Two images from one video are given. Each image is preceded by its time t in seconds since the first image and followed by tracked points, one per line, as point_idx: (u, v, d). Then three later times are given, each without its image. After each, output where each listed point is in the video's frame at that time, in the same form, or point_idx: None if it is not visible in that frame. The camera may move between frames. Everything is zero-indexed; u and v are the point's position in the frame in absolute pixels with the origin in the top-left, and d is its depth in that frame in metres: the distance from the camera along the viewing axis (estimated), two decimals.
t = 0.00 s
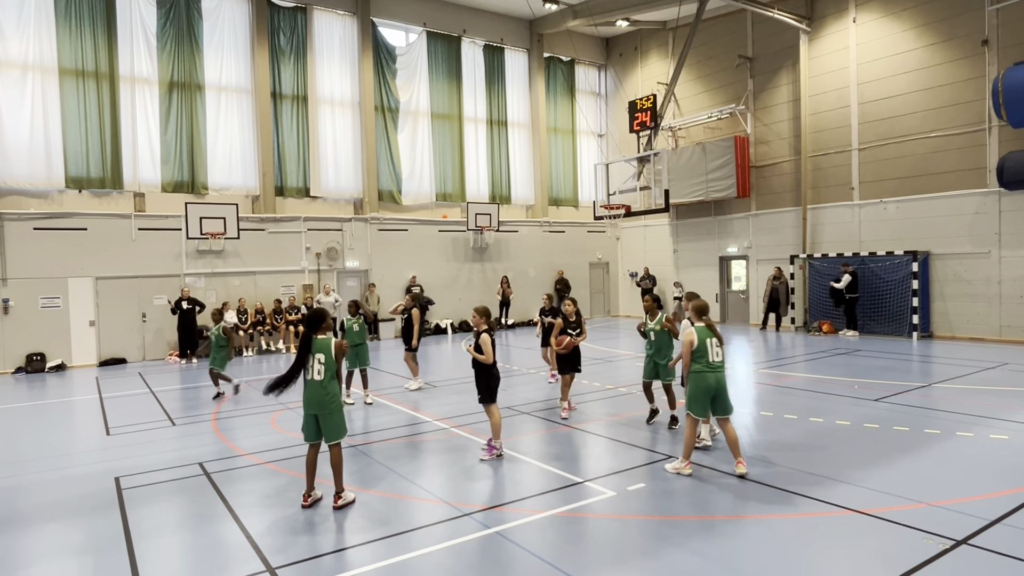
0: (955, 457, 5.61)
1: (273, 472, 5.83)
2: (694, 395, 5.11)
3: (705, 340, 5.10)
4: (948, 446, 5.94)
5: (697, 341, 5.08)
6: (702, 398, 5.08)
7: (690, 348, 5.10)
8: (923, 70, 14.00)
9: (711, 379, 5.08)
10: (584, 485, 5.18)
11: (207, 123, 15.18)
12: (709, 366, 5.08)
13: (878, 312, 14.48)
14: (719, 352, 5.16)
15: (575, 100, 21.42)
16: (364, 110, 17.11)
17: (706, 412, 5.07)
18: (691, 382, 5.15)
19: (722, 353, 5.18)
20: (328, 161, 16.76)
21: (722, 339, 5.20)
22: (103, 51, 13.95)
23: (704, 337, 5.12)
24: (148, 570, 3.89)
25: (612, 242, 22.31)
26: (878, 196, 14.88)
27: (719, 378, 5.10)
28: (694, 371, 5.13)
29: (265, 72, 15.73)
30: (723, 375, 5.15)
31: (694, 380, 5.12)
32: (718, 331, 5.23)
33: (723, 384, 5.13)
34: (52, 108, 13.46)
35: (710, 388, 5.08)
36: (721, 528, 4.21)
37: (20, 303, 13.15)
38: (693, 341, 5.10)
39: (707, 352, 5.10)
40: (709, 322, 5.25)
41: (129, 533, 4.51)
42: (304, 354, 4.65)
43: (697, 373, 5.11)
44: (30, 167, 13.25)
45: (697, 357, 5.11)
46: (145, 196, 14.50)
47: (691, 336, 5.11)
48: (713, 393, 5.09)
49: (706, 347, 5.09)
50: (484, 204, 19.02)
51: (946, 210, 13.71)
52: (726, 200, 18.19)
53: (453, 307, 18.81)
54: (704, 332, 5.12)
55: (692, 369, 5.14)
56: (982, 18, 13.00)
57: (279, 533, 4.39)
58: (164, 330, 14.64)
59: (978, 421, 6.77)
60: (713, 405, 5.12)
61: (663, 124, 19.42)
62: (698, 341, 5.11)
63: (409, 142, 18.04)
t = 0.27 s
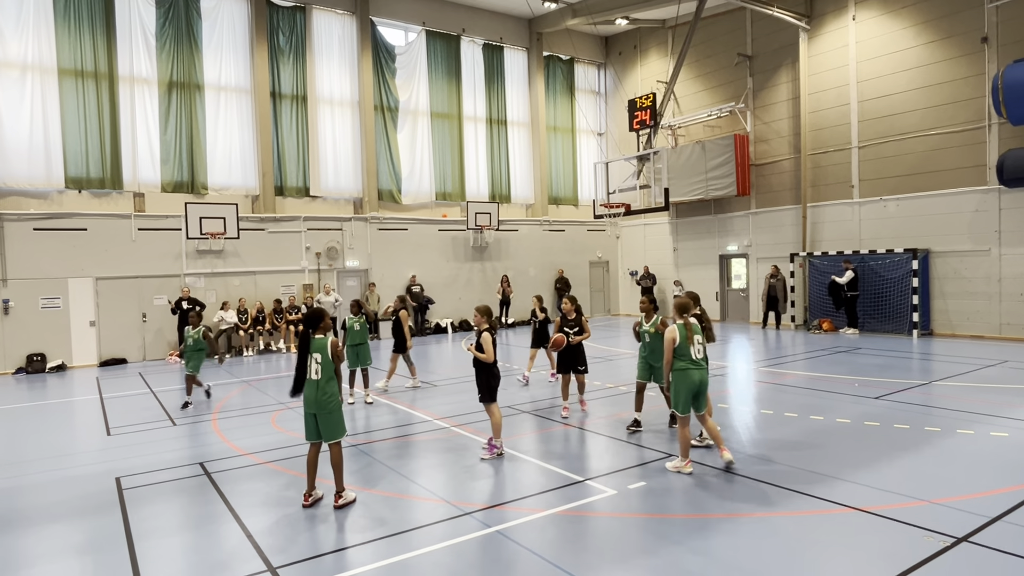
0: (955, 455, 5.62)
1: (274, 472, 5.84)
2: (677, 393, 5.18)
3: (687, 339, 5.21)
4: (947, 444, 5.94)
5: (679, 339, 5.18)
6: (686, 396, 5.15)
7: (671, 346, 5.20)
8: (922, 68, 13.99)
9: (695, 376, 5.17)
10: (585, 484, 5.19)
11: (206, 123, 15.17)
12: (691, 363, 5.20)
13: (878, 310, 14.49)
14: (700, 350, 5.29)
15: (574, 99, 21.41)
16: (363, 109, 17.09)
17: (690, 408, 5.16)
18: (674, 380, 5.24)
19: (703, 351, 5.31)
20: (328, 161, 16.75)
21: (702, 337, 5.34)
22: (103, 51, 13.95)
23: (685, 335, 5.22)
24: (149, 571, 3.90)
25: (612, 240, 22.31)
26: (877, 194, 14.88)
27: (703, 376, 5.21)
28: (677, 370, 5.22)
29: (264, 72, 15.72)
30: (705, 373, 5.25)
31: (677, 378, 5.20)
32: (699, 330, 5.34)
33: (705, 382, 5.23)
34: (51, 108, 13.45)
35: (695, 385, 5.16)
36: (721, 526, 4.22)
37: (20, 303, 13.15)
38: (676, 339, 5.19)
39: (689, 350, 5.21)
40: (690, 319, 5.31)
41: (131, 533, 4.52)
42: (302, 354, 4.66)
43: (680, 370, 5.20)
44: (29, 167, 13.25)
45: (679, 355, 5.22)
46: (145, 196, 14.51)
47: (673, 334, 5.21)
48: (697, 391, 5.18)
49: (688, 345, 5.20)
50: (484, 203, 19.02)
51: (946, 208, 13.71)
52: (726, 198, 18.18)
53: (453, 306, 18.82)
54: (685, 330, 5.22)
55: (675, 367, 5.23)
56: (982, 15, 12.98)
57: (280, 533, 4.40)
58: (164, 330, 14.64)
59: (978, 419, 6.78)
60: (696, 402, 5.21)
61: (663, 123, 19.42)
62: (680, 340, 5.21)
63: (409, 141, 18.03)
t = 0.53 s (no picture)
0: (954, 452, 5.62)
1: (274, 471, 5.84)
2: (670, 391, 5.21)
3: (679, 337, 5.23)
4: (947, 441, 5.95)
5: (672, 337, 5.19)
6: (679, 394, 5.19)
7: (663, 345, 5.18)
8: (921, 65, 13.99)
9: (686, 374, 5.22)
10: (585, 482, 5.19)
11: (205, 123, 15.17)
12: (682, 361, 5.24)
13: (878, 307, 14.49)
14: (690, 347, 5.33)
15: (574, 97, 21.40)
16: (363, 108, 17.08)
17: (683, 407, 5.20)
18: (666, 378, 5.27)
19: (693, 349, 5.37)
20: (327, 160, 16.73)
21: (690, 335, 5.39)
22: (101, 51, 13.93)
23: (677, 333, 5.23)
24: (149, 570, 3.90)
25: (612, 238, 22.31)
26: (877, 191, 14.88)
27: (693, 373, 5.27)
28: (669, 368, 5.23)
29: (263, 71, 15.70)
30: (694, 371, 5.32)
31: (669, 376, 5.23)
32: (688, 327, 5.38)
33: (695, 379, 5.29)
34: (50, 108, 13.44)
35: (686, 383, 5.21)
36: (721, 524, 4.22)
37: (20, 304, 13.15)
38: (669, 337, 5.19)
39: (680, 348, 5.24)
40: (680, 316, 5.32)
41: (131, 533, 4.52)
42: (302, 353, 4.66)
43: (672, 368, 5.23)
44: (28, 168, 13.23)
45: (671, 354, 5.23)
46: (144, 196, 14.51)
47: (666, 332, 5.19)
48: (688, 389, 5.25)
49: (680, 342, 5.23)
50: (483, 202, 19.01)
51: (945, 205, 13.71)
52: (726, 196, 18.17)
53: (453, 305, 18.82)
54: (677, 328, 5.23)
55: (667, 366, 5.25)
56: (981, 12, 12.97)
57: (280, 532, 4.41)
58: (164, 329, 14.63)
59: (977, 416, 6.79)
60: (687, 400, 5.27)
61: (662, 121, 19.41)
62: (673, 338, 5.21)
63: (408, 140, 18.03)
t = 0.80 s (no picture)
0: (955, 448, 5.62)
1: (275, 470, 5.85)
2: (664, 388, 5.22)
3: (675, 334, 5.24)
4: (947, 437, 5.95)
5: (669, 335, 5.20)
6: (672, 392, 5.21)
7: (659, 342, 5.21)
8: (920, 62, 13.99)
9: (680, 372, 5.23)
10: (585, 479, 5.20)
11: (204, 122, 15.15)
12: (677, 359, 5.25)
13: (878, 304, 14.50)
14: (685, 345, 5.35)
15: (573, 94, 21.38)
16: (362, 107, 17.07)
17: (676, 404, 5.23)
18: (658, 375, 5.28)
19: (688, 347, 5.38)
20: (326, 159, 16.73)
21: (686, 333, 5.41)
22: (100, 51, 13.92)
23: (674, 330, 5.24)
24: (150, 570, 3.90)
25: (611, 236, 22.30)
26: (876, 188, 14.87)
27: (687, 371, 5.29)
28: (664, 365, 5.24)
29: (262, 70, 15.68)
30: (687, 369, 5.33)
31: (663, 373, 5.24)
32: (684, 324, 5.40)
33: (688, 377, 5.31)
34: (49, 108, 13.43)
35: (680, 381, 5.23)
36: (722, 522, 4.22)
37: (20, 304, 13.14)
38: (665, 335, 5.21)
39: (675, 346, 5.25)
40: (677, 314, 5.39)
41: (132, 533, 4.53)
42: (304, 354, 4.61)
43: (666, 365, 5.23)
44: (27, 168, 13.23)
45: (668, 351, 5.23)
46: (144, 196, 14.52)
47: (663, 329, 5.20)
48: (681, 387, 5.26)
49: (676, 340, 5.24)
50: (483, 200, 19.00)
51: (944, 201, 13.70)
52: (725, 193, 18.16)
53: (453, 303, 18.82)
54: (674, 325, 5.24)
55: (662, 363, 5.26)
56: (980, 8, 12.95)
57: (281, 531, 4.41)
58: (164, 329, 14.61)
59: (977, 412, 6.79)
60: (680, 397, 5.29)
61: (661, 118, 19.41)
62: (669, 336, 5.23)
63: (407, 138, 18.02)
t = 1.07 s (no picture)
0: (955, 443, 5.63)
1: (276, 468, 5.86)
2: (659, 385, 5.24)
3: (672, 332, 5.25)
4: (947, 432, 5.95)
5: (666, 332, 5.20)
6: (668, 388, 5.24)
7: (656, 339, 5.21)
8: (919, 57, 13.96)
9: (677, 369, 5.24)
10: (586, 476, 5.21)
11: (203, 120, 15.13)
12: (674, 355, 5.25)
13: (878, 299, 14.50)
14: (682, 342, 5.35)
15: (572, 91, 21.35)
16: (361, 104, 17.05)
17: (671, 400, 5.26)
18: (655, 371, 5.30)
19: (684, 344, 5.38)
20: (326, 157, 16.72)
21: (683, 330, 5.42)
22: (98, 49, 13.89)
23: (671, 327, 5.26)
24: (152, 569, 3.91)
25: (611, 233, 22.29)
26: (876, 182, 14.86)
27: (684, 368, 5.30)
28: (660, 362, 5.25)
29: (261, 68, 15.66)
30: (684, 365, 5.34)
31: (660, 370, 5.25)
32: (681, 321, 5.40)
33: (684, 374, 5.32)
34: (47, 107, 13.42)
35: (677, 377, 5.24)
36: (723, 517, 4.23)
37: (20, 303, 13.14)
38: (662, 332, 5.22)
39: (673, 343, 5.24)
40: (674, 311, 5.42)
41: (134, 531, 4.53)
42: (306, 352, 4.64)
43: (663, 361, 5.24)
44: (26, 167, 13.22)
45: (665, 347, 5.21)
46: (143, 194, 14.52)
47: (660, 326, 5.22)
48: (677, 383, 5.28)
49: (673, 336, 5.24)
50: (482, 197, 18.98)
51: (944, 195, 13.69)
52: (725, 189, 18.14)
53: (453, 300, 18.82)
54: (671, 322, 5.25)
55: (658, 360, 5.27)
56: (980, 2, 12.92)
57: (283, 529, 4.42)
58: (164, 328, 14.59)
59: (977, 407, 6.79)
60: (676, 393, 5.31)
61: (660, 114, 19.39)
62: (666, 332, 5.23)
63: (407, 135, 18.00)
